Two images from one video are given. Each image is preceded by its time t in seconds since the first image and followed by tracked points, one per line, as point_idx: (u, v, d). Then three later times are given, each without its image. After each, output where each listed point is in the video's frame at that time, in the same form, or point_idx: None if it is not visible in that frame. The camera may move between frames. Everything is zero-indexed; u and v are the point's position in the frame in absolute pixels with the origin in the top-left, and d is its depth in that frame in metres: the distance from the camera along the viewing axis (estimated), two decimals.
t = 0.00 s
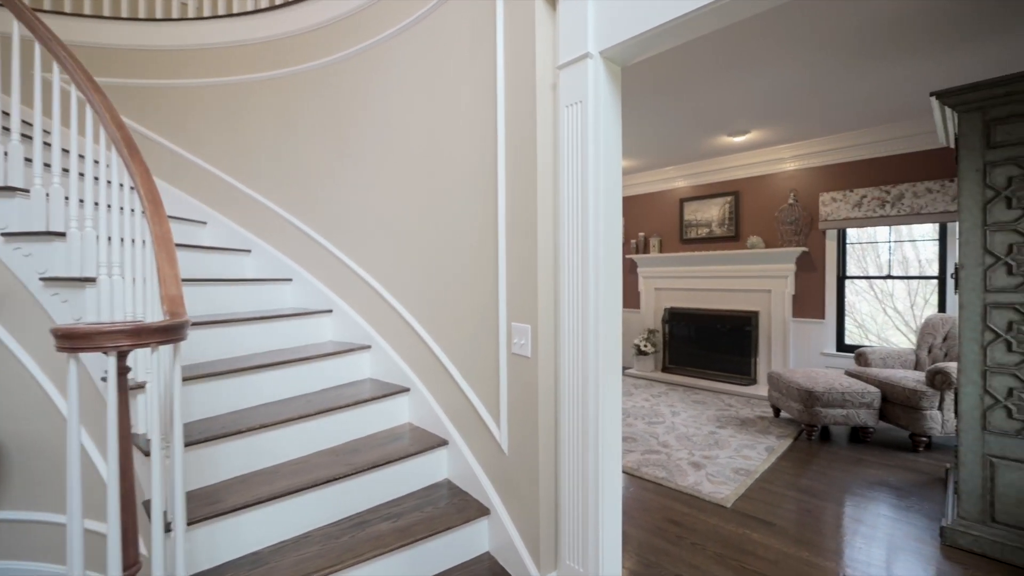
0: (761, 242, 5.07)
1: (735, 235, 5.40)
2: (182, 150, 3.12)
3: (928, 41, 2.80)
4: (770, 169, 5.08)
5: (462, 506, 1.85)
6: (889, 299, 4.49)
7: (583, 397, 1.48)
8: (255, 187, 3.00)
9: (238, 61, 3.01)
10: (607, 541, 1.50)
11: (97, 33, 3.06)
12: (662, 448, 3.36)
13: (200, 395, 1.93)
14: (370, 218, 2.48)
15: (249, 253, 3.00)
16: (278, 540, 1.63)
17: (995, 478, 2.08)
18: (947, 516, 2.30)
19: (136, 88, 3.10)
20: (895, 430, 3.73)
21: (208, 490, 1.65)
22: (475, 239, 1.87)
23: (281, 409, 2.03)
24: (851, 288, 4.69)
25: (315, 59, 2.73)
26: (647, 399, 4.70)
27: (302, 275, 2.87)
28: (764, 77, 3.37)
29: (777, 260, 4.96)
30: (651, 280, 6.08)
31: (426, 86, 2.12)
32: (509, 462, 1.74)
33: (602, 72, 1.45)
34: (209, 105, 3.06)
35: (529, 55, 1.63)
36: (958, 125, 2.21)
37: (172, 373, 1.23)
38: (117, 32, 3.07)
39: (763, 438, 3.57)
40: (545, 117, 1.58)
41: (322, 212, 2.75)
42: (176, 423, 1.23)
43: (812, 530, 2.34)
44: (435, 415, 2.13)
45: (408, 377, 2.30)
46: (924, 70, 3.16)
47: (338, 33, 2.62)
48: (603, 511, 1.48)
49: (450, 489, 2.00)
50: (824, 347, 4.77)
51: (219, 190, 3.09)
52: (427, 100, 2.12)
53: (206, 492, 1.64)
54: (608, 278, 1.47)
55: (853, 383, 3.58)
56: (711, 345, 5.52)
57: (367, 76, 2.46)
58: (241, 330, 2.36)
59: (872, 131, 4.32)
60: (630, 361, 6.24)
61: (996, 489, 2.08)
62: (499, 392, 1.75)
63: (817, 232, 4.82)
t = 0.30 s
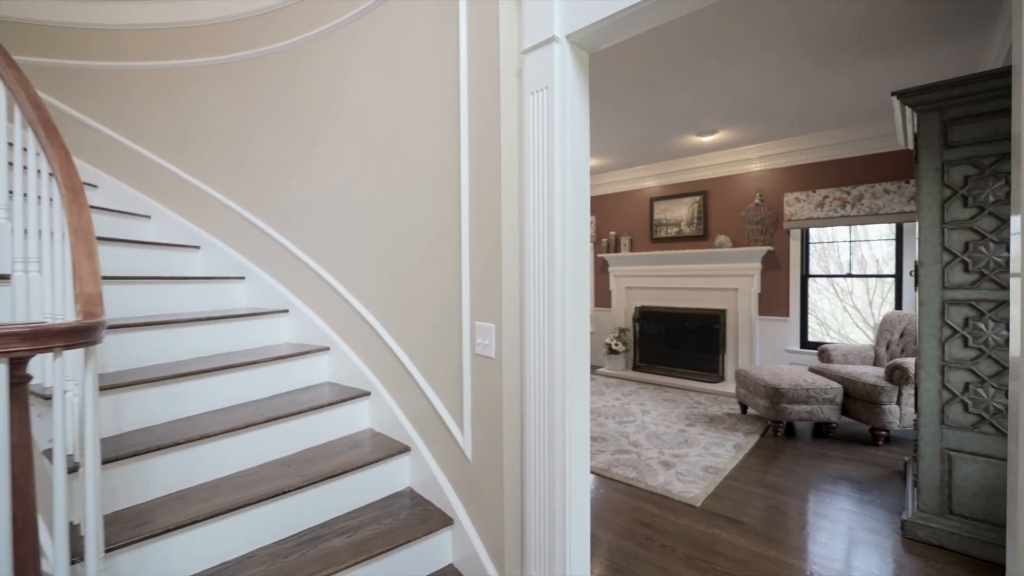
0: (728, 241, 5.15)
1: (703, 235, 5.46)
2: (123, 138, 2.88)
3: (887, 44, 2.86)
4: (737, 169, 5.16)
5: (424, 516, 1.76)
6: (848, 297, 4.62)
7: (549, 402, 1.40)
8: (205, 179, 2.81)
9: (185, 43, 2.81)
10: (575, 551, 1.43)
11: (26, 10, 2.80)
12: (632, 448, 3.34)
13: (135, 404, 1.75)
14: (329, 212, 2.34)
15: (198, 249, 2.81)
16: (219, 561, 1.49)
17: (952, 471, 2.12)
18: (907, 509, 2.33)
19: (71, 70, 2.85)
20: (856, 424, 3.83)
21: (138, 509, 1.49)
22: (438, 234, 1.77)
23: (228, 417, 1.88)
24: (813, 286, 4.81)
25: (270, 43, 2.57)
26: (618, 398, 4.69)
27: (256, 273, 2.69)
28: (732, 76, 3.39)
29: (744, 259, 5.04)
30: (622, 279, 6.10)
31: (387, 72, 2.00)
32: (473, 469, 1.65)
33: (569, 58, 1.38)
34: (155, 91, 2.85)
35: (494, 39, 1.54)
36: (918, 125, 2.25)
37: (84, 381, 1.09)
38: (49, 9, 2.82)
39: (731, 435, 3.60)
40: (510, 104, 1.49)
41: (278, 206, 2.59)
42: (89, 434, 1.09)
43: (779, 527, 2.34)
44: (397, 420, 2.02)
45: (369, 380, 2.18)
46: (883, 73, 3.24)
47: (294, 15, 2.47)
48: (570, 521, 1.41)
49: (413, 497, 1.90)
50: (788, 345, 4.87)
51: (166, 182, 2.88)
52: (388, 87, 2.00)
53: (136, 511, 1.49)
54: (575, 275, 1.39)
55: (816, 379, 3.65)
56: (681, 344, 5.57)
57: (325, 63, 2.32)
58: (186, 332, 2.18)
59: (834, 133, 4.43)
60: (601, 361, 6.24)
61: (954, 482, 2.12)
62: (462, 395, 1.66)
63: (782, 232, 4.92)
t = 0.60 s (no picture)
0: (697, 241, 5.20)
1: (673, 234, 5.51)
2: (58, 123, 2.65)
3: (849, 45, 2.92)
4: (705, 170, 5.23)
5: (383, 529, 1.65)
6: (811, 296, 4.72)
7: (515, 408, 1.31)
8: (150, 170, 2.61)
9: (129, 22, 2.60)
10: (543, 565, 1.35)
11: None
12: (604, 448, 3.31)
13: (58, 414, 1.58)
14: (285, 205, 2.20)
15: (142, 245, 2.60)
16: None
17: (913, 466, 2.15)
18: (869, 504, 2.37)
19: None
20: (819, 420, 3.91)
21: (58, 533, 1.33)
22: (400, 229, 1.66)
23: (168, 427, 1.72)
24: (778, 285, 4.91)
25: (222, 25, 2.41)
26: (590, 398, 4.67)
27: (206, 271, 2.52)
28: (700, 75, 3.41)
29: (712, 259, 5.10)
30: (594, 278, 6.10)
31: (345, 56, 1.88)
32: (436, 478, 1.56)
33: (535, 43, 1.30)
34: (94, 73, 2.64)
35: (457, 23, 1.45)
36: (880, 126, 2.28)
37: None
38: None
39: (701, 433, 3.61)
40: (474, 91, 1.41)
41: (230, 200, 2.43)
42: None
43: (747, 525, 2.34)
44: (357, 426, 1.91)
45: (328, 385, 2.05)
46: (845, 75, 3.31)
47: None
48: (538, 536, 1.32)
49: (373, 509, 1.79)
50: (754, 343, 4.96)
51: (106, 172, 2.66)
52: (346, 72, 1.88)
53: (55, 535, 1.33)
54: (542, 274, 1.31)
55: (782, 376, 3.71)
56: (651, 343, 5.60)
57: (280, 45, 2.18)
58: (123, 335, 1.99)
59: (797, 135, 4.54)
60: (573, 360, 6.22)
61: (915, 477, 2.15)
62: (425, 400, 1.56)
63: (748, 232, 5.01)
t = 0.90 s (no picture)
0: (668, 240, 5.24)
1: (645, 234, 5.53)
2: None
3: (814, 48, 2.96)
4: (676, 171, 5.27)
5: (343, 545, 1.55)
6: (778, 295, 4.82)
7: (482, 415, 1.23)
8: (91, 159, 2.41)
9: None
10: None
11: None
12: (576, 449, 3.26)
13: None
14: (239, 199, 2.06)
15: (80, 241, 2.39)
16: None
17: (878, 462, 2.19)
18: (836, 500, 2.40)
19: None
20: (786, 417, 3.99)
21: None
22: (360, 224, 1.56)
23: (102, 439, 1.57)
24: (746, 284, 5.00)
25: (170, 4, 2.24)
26: (563, 398, 4.63)
27: (152, 270, 2.34)
28: (671, 74, 3.41)
29: (683, 258, 5.15)
30: (567, 278, 6.07)
31: (303, 40, 1.76)
32: (399, 490, 1.46)
33: (504, 26, 1.22)
34: (28, 54, 2.43)
35: (422, 4, 1.36)
36: (846, 126, 2.31)
37: None
38: None
39: (672, 432, 3.62)
40: (439, 77, 1.32)
41: (179, 193, 2.26)
42: None
43: (719, 525, 2.33)
44: (315, 435, 1.79)
45: (285, 390, 1.92)
46: (811, 78, 3.37)
47: None
48: (507, 552, 1.24)
49: (332, 523, 1.68)
50: (724, 341, 5.03)
51: (40, 162, 2.44)
52: (304, 57, 1.76)
53: None
54: (511, 271, 1.22)
55: (751, 374, 3.75)
56: (623, 342, 5.61)
57: (233, 28, 2.04)
58: (52, 339, 1.81)
59: (765, 137, 4.62)
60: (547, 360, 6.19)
61: (879, 472, 2.19)
62: (387, 406, 1.46)
63: (718, 232, 5.07)
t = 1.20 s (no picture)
0: (641, 240, 5.25)
1: (618, 234, 5.54)
2: None
3: (784, 50, 2.99)
4: (648, 171, 5.30)
5: (299, 567, 1.44)
6: (747, 294, 4.89)
7: (448, 427, 1.13)
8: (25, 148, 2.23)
9: None
10: None
11: None
12: (550, 452, 3.20)
13: None
14: (188, 192, 1.91)
15: (9, 237, 2.18)
16: None
17: (848, 460, 2.20)
18: (807, 499, 2.41)
19: None
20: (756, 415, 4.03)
21: None
22: (319, 218, 1.45)
23: (24, 457, 1.41)
24: (717, 284, 5.05)
25: None
26: (536, 400, 4.58)
27: (91, 269, 2.15)
28: (644, 73, 3.40)
29: (656, 258, 5.18)
30: (541, 278, 6.03)
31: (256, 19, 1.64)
32: (359, 507, 1.36)
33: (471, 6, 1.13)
34: None
35: None
36: (816, 127, 2.33)
37: None
38: None
39: (646, 433, 3.60)
40: (402, 62, 1.23)
41: (123, 185, 2.10)
42: None
43: (693, 527, 2.31)
44: (270, 447, 1.67)
45: (237, 398, 1.78)
46: (780, 79, 3.41)
47: None
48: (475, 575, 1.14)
49: (288, 542, 1.57)
50: (695, 340, 5.07)
51: None
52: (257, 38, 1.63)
53: None
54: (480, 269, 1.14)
55: (722, 373, 3.78)
56: (597, 342, 5.60)
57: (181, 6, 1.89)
58: None
59: (736, 138, 4.68)
60: (521, 361, 6.13)
61: (849, 470, 2.20)
62: (346, 416, 1.36)
63: (690, 232, 5.12)
